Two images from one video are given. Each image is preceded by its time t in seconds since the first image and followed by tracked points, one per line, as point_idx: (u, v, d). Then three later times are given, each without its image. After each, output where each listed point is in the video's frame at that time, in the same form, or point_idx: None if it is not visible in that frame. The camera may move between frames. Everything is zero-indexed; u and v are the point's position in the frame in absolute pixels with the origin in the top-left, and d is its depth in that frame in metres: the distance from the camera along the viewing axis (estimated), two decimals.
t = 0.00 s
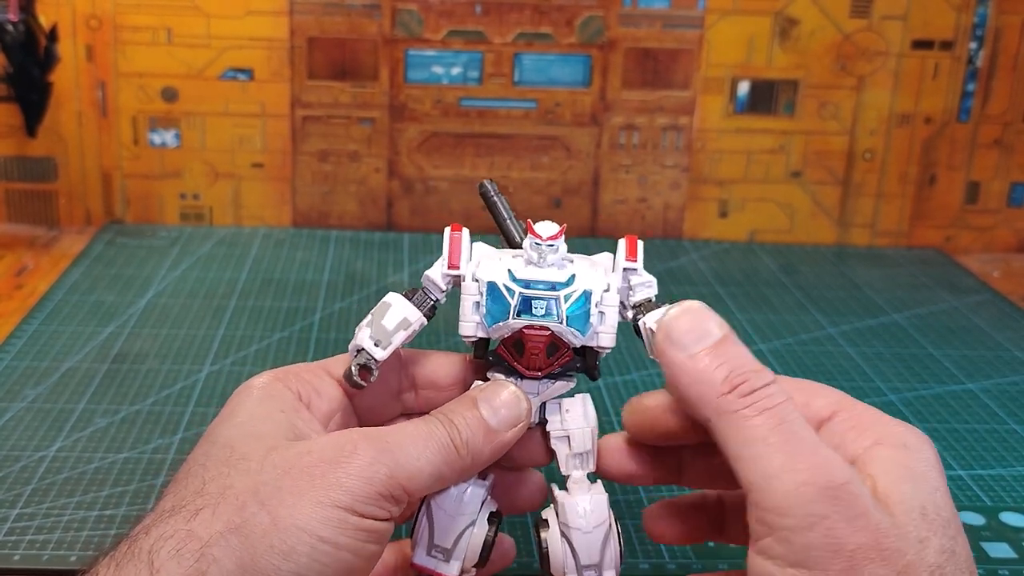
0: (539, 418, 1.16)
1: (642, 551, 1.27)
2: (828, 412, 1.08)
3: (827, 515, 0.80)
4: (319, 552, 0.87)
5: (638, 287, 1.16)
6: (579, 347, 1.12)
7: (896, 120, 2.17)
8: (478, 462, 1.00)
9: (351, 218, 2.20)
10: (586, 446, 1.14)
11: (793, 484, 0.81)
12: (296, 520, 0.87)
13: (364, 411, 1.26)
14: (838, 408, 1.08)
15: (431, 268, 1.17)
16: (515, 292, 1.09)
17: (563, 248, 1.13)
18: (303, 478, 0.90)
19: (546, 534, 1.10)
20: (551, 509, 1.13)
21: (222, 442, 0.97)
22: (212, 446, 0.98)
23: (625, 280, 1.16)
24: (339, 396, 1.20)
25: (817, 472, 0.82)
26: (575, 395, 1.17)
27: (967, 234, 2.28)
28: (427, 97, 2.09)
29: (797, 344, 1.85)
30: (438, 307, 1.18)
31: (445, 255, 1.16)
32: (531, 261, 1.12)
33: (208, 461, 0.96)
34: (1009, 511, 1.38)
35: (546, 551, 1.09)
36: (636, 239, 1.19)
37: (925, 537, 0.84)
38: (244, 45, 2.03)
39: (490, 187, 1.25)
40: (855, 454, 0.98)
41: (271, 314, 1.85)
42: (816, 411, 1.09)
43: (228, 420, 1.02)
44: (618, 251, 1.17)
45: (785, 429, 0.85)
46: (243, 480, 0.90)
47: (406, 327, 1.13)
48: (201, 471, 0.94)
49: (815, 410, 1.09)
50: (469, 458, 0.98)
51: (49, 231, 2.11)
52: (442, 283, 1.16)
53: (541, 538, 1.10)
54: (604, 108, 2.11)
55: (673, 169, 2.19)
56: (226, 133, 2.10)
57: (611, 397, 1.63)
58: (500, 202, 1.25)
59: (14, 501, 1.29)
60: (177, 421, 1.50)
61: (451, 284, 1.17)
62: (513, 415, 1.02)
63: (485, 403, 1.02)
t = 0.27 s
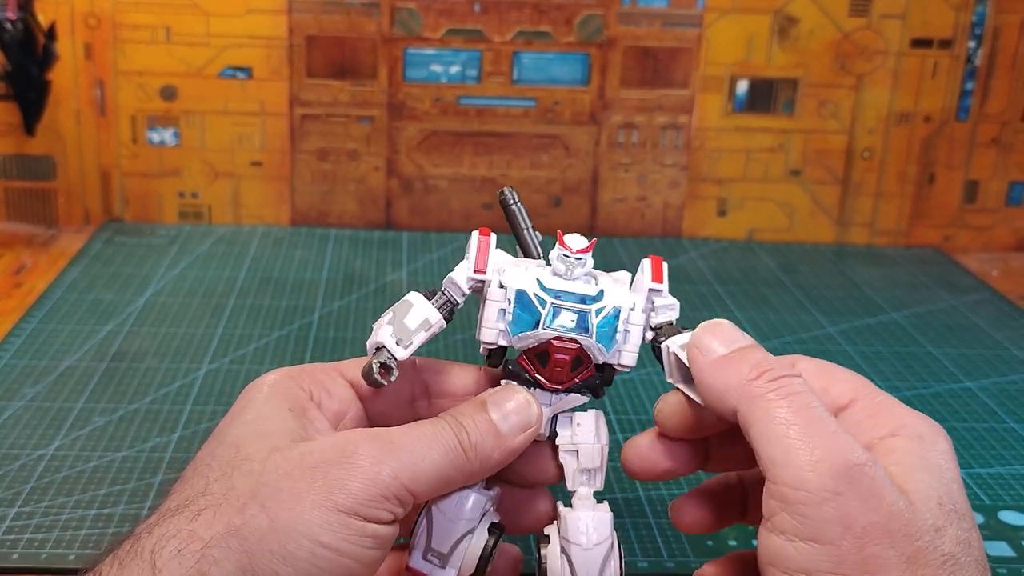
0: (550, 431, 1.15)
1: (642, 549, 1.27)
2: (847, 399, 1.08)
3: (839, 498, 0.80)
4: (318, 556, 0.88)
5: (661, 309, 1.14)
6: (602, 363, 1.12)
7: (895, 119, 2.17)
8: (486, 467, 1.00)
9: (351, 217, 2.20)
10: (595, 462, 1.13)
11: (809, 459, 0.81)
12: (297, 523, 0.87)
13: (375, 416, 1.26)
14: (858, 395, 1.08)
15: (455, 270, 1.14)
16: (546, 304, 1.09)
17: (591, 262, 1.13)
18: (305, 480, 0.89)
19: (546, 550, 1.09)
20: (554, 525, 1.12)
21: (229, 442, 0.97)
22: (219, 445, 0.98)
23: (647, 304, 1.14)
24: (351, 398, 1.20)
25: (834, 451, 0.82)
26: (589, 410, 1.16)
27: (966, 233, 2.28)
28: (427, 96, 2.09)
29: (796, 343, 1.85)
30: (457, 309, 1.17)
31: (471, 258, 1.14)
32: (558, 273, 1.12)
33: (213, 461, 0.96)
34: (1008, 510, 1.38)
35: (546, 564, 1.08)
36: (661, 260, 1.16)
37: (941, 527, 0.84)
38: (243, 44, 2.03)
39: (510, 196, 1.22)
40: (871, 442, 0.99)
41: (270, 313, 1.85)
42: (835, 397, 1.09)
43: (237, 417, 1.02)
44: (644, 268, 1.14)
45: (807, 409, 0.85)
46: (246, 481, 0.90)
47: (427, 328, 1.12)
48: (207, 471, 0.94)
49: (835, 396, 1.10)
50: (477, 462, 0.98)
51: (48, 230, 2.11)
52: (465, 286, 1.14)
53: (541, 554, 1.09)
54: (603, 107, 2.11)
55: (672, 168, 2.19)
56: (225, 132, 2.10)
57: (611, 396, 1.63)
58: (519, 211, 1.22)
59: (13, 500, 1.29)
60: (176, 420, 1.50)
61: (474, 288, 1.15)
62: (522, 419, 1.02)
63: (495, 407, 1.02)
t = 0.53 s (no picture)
0: (549, 426, 1.15)
1: (642, 551, 1.27)
2: (834, 398, 1.09)
3: (799, 514, 0.82)
4: (320, 555, 0.87)
5: (654, 311, 1.14)
6: (597, 352, 1.12)
7: (894, 120, 2.17)
8: (486, 462, 1.00)
9: (350, 218, 2.20)
10: (595, 453, 1.11)
11: (767, 481, 0.84)
12: (297, 521, 0.87)
13: (380, 418, 1.26)
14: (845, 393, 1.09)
15: (449, 273, 1.17)
16: (533, 290, 1.10)
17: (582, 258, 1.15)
18: (305, 478, 0.89)
19: (549, 547, 1.08)
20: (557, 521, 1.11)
21: (231, 442, 0.98)
22: (222, 445, 0.99)
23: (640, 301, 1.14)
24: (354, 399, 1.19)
25: (788, 470, 0.84)
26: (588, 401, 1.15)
27: (965, 234, 2.28)
28: (426, 98, 2.09)
29: (796, 344, 1.85)
30: (454, 312, 1.18)
31: (463, 258, 1.16)
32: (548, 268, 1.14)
33: (216, 460, 0.96)
34: (1008, 511, 1.38)
35: (548, 562, 1.07)
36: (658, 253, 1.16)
37: (915, 533, 0.84)
38: (243, 46, 2.03)
39: (508, 210, 1.24)
40: (853, 445, 0.99)
41: (269, 314, 1.86)
42: (823, 396, 1.11)
43: (240, 418, 1.03)
44: (639, 264, 1.15)
45: (761, 431, 0.88)
46: (246, 480, 0.91)
47: (421, 328, 1.13)
48: (208, 471, 0.95)
49: (823, 395, 1.11)
50: (476, 457, 0.98)
51: (48, 231, 2.12)
52: (459, 287, 1.16)
53: (545, 551, 1.08)
54: (602, 108, 2.11)
55: (671, 169, 2.19)
56: (225, 133, 2.10)
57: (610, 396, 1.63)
58: (517, 223, 1.24)
59: (13, 501, 1.30)
60: (175, 421, 1.50)
61: (467, 289, 1.17)
62: (521, 412, 1.03)
63: (494, 402, 1.03)
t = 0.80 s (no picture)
0: (536, 418, 1.14)
1: (640, 552, 1.27)
2: (843, 399, 1.08)
3: (821, 502, 0.82)
4: (315, 549, 0.88)
5: (648, 308, 1.16)
6: (581, 343, 1.11)
7: (894, 120, 2.17)
8: (477, 454, 1.00)
9: (350, 217, 2.20)
10: (579, 443, 1.10)
11: (789, 466, 0.84)
12: (291, 516, 0.87)
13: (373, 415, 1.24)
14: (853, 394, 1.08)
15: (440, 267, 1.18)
16: (516, 279, 1.11)
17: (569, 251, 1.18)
18: (298, 474, 0.90)
19: (533, 537, 1.07)
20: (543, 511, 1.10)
21: (224, 440, 0.98)
22: (215, 443, 0.99)
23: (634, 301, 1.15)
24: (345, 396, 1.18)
25: (814, 458, 0.84)
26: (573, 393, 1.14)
27: (965, 234, 2.28)
28: (426, 97, 2.09)
29: (796, 344, 1.85)
30: (445, 306, 1.19)
31: (453, 252, 1.17)
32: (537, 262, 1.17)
33: (209, 459, 0.96)
34: (1008, 511, 1.38)
35: (532, 553, 1.06)
36: (647, 249, 1.16)
37: (930, 525, 0.84)
38: (242, 45, 2.03)
39: (507, 209, 1.26)
40: (864, 440, 0.99)
41: (269, 314, 1.86)
42: (832, 397, 1.09)
43: (234, 416, 1.03)
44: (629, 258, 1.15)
45: (788, 422, 0.88)
46: (239, 477, 0.91)
47: (410, 319, 1.13)
48: (201, 469, 0.95)
49: (831, 395, 1.10)
50: (467, 449, 0.98)
51: (47, 231, 2.11)
52: (449, 280, 1.17)
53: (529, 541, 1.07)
54: (602, 108, 2.11)
55: (671, 169, 2.19)
56: (224, 133, 2.10)
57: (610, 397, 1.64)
58: (516, 222, 1.25)
59: (13, 501, 1.30)
60: (175, 421, 1.50)
61: (457, 283, 1.18)
62: (507, 404, 1.03)
63: (481, 395, 1.03)
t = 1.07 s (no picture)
0: (533, 411, 1.14)
1: (641, 552, 1.27)
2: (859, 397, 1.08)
3: (841, 514, 0.80)
4: (312, 545, 0.88)
5: (640, 293, 1.13)
6: (567, 333, 1.12)
7: (894, 120, 2.17)
8: (472, 450, 1.00)
9: (350, 217, 2.20)
10: (577, 435, 1.11)
11: (802, 473, 0.82)
12: (287, 513, 0.87)
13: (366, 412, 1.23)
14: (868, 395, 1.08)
15: (433, 265, 1.18)
16: (497, 273, 1.12)
17: (558, 242, 1.19)
18: (294, 472, 0.90)
19: (535, 530, 1.07)
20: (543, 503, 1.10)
21: (218, 439, 0.98)
22: (209, 443, 0.99)
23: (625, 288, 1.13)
24: (341, 393, 1.18)
25: (835, 465, 0.81)
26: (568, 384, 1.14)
27: (965, 234, 2.28)
28: (426, 97, 2.09)
29: (796, 344, 1.85)
30: (444, 303, 1.19)
31: (444, 249, 1.17)
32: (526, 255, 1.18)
33: (204, 458, 0.96)
34: (1008, 511, 1.38)
35: (536, 545, 1.06)
36: (632, 237, 1.16)
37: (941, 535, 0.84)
38: (243, 45, 2.03)
39: (512, 206, 1.25)
40: (875, 442, 0.99)
41: (269, 313, 1.86)
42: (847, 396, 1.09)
43: (227, 416, 1.03)
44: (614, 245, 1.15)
45: (807, 424, 0.85)
46: (235, 475, 0.91)
47: (401, 316, 1.15)
48: (196, 469, 0.95)
49: (847, 394, 1.09)
50: (463, 445, 0.98)
51: (47, 231, 2.12)
52: (442, 278, 1.17)
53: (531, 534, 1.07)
54: (602, 108, 2.11)
55: (671, 169, 2.19)
56: (224, 133, 2.10)
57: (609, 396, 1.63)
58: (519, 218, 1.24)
59: (12, 501, 1.29)
60: (176, 421, 1.50)
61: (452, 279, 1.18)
62: (503, 399, 1.03)
63: (476, 391, 1.02)
